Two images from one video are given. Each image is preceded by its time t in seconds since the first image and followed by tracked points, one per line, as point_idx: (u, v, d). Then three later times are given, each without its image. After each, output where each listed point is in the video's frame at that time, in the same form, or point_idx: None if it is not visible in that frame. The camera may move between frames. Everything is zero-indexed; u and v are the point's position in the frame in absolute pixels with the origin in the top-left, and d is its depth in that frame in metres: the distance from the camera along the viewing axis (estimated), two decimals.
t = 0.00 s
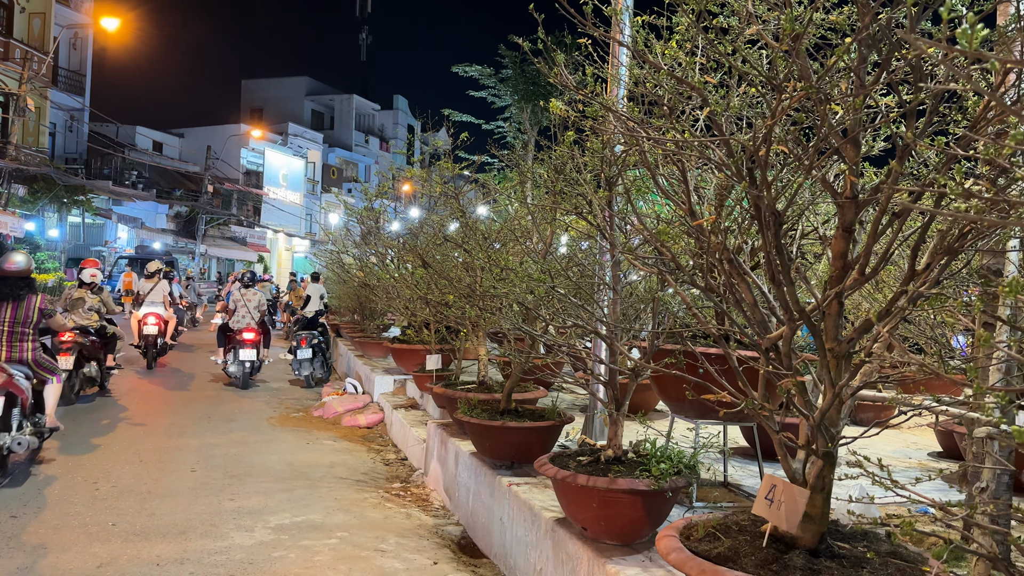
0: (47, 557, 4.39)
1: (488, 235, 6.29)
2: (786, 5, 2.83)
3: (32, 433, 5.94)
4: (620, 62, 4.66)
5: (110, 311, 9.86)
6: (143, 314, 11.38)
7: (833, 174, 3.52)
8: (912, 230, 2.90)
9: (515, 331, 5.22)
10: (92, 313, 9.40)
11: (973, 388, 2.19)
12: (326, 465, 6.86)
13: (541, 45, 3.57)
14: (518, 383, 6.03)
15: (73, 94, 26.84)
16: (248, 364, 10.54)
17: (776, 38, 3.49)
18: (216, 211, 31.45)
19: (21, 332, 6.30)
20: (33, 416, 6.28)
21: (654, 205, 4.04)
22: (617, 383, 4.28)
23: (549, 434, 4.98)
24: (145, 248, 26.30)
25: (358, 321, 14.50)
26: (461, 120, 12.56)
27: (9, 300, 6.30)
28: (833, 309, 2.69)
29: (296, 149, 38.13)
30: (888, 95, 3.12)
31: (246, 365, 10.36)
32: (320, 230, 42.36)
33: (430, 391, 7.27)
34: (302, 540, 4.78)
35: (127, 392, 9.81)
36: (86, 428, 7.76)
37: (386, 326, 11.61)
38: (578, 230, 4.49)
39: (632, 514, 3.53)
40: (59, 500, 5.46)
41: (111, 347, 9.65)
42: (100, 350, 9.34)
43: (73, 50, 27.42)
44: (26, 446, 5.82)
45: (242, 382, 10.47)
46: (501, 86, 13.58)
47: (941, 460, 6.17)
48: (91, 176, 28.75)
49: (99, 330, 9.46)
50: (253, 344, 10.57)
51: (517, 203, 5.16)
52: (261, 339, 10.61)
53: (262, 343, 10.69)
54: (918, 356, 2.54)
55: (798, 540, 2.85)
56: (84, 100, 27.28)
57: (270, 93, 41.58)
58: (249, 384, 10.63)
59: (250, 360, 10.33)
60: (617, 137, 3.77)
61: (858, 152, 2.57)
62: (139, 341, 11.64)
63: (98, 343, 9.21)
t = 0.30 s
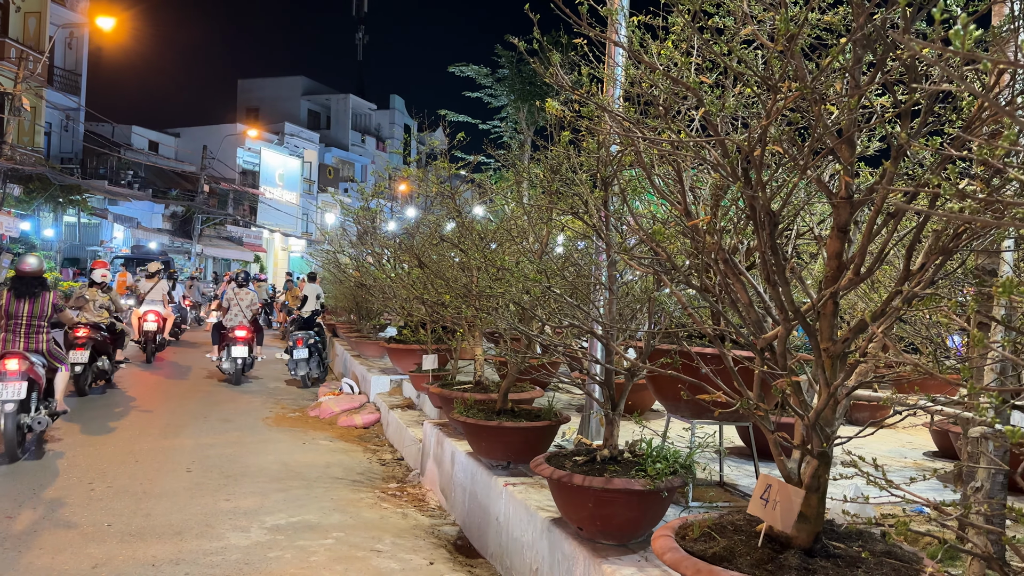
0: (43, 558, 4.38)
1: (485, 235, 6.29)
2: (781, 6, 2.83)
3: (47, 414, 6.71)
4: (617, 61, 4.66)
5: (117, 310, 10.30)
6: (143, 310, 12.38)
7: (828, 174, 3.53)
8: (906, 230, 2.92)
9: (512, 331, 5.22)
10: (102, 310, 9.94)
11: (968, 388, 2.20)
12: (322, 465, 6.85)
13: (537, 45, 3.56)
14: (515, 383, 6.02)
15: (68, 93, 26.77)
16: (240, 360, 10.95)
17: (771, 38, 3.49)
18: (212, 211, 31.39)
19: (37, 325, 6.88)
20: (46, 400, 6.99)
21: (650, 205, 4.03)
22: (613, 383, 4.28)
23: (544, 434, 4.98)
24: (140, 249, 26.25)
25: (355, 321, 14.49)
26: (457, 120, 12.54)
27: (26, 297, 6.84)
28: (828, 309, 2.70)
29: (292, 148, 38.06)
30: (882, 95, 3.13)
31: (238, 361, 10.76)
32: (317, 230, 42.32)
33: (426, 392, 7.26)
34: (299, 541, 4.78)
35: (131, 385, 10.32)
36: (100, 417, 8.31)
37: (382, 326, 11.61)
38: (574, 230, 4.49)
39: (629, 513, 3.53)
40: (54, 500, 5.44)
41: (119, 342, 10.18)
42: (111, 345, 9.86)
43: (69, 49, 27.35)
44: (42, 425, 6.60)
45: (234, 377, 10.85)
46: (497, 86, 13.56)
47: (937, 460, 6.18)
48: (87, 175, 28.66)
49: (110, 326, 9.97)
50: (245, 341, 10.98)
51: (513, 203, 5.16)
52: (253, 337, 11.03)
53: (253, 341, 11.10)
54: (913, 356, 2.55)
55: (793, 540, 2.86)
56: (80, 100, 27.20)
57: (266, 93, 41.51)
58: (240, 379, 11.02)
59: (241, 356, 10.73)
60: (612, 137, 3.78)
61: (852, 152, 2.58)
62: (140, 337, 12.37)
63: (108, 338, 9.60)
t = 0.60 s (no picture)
0: (39, 558, 4.37)
1: (482, 235, 6.28)
2: (779, 5, 2.83)
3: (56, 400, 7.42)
4: (614, 61, 4.65)
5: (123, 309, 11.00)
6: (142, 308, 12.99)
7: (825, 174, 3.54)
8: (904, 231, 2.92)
9: (509, 331, 5.22)
10: (110, 308, 10.64)
11: (964, 388, 2.20)
12: (319, 465, 6.85)
13: (533, 44, 3.55)
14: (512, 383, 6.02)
15: (64, 93, 26.71)
16: (234, 357, 11.25)
17: (769, 38, 3.50)
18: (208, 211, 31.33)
19: (46, 319, 7.52)
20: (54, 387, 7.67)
21: (647, 205, 4.03)
22: (610, 382, 4.28)
23: (541, 433, 4.98)
24: (136, 248, 26.20)
25: (352, 321, 14.47)
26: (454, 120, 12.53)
27: (36, 294, 7.50)
28: (825, 309, 2.70)
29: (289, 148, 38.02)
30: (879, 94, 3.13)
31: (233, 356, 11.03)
32: (313, 230, 42.27)
33: (423, 391, 7.26)
34: (295, 541, 4.77)
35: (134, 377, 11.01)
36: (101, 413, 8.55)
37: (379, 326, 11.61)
38: (571, 230, 4.49)
39: (627, 512, 3.53)
40: (50, 500, 5.43)
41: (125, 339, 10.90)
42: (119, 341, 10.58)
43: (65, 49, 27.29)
44: (52, 409, 7.31)
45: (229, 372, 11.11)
46: (494, 85, 13.56)
47: (933, 459, 6.20)
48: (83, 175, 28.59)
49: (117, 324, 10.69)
50: (239, 338, 11.27)
51: (510, 202, 5.16)
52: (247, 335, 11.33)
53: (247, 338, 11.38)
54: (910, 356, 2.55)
55: (790, 540, 2.86)
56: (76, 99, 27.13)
57: (262, 92, 41.46)
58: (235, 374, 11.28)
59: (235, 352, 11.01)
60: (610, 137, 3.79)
61: (849, 152, 2.58)
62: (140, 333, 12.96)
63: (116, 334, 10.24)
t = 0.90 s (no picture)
0: (34, 559, 4.35)
1: (479, 235, 6.27)
2: (775, 4, 2.83)
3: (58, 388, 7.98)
4: (610, 60, 4.65)
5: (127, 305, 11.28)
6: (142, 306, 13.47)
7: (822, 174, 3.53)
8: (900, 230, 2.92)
9: (505, 331, 5.22)
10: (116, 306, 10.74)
11: (961, 388, 2.20)
12: (316, 465, 6.83)
13: (530, 44, 3.55)
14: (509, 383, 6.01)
15: (60, 92, 26.65)
16: (230, 354, 11.52)
17: (765, 38, 3.50)
18: (205, 210, 31.27)
19: (50, 316, 8.04)
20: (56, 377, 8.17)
21: (643, 203, 4.02)
22: (607, 382, 4.28)
23: (538, 433, 4.97)
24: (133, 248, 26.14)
25: (349, 321, 14.46)
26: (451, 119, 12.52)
27: (41, 292, 8.06)
28: (822, 308, 2.69)
29: (286, 148, 37.98)
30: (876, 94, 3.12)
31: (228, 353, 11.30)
32: (310, 230, 42.24)
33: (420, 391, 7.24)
34: (291, 541, 4.76)
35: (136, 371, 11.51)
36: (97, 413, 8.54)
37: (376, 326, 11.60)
38: (567, 229, 4.49)
39: (624, 513, 3.53)
40: (46, 501, 5.41)
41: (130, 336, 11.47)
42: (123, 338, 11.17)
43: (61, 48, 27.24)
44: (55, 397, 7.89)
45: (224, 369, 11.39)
46: (491, 85, 13.56)
47: (930, 459, 6.21)
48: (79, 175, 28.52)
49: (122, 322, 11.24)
50: (235, 336, 11.55)
51: (507, 202, 5.16)
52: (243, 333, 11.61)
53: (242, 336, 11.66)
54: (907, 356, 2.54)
55: (787, 540, 2.85)
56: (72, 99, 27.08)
57: (259, 92, 41.41)
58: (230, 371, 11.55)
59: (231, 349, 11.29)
60: (606, 136, 3.79)
61: (846, 152, 2.57)
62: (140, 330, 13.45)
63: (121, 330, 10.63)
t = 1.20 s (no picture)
0: (32, 559, 4.33)
1: (477, 234, 6.27)
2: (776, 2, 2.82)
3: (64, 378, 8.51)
4: (609, 58, 4.64)
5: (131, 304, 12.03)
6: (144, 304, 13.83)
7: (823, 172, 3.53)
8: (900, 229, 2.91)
9: (504, 330, 5.22)
10: (121, 304, 11.58)
11: (962, 386, 2.19)
12: (314, 465, 6.82)
13: (529, 44, 3.55)
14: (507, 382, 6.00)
15: (57, 91, 26.59)
16: (225, 352, 11.71)
17: (765, 36, 3.50)
18: (202, 209, 31.21)
19: (55, 313, 8.53)
20: (61, 368, 8.70)
21: (643, 202, 4.02)
22: (606, 382, 4.27)
23: (537, 432, 4.96)
24: (130, 247, 26.10)
25: (347, 321, 14.45)
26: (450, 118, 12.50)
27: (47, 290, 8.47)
28: (822, 307, 2.68)
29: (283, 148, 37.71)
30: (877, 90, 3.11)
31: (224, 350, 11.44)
32: (308, 229, 42.17)
33: (418, 390, 7.23)
34: (290, 541, 4.74)
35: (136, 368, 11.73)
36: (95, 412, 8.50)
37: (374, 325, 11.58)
38: (567, 228, 4.48)
39: (624, 512, 3.52)
40: (44, 501, 5.40)
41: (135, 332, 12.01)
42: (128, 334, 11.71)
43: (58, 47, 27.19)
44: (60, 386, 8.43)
45: (220, 365, 11.59)
46: (489, 84, 13.54)
47: (929, 458, 6.21)
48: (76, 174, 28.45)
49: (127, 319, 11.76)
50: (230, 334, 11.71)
51: (506, 201, 5.16)
52: (238, 331, 11.73)
53: (238, 334, 11.79)
54: (908, 354, 2.54)
55: (788, 539, 2.85)
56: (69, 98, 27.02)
57: (256, 92, 41.37)
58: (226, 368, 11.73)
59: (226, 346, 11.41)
60: (606, 135, 3.79)
61: (847, 150, 2.56)
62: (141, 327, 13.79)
63: (126, 327, 11.43)
